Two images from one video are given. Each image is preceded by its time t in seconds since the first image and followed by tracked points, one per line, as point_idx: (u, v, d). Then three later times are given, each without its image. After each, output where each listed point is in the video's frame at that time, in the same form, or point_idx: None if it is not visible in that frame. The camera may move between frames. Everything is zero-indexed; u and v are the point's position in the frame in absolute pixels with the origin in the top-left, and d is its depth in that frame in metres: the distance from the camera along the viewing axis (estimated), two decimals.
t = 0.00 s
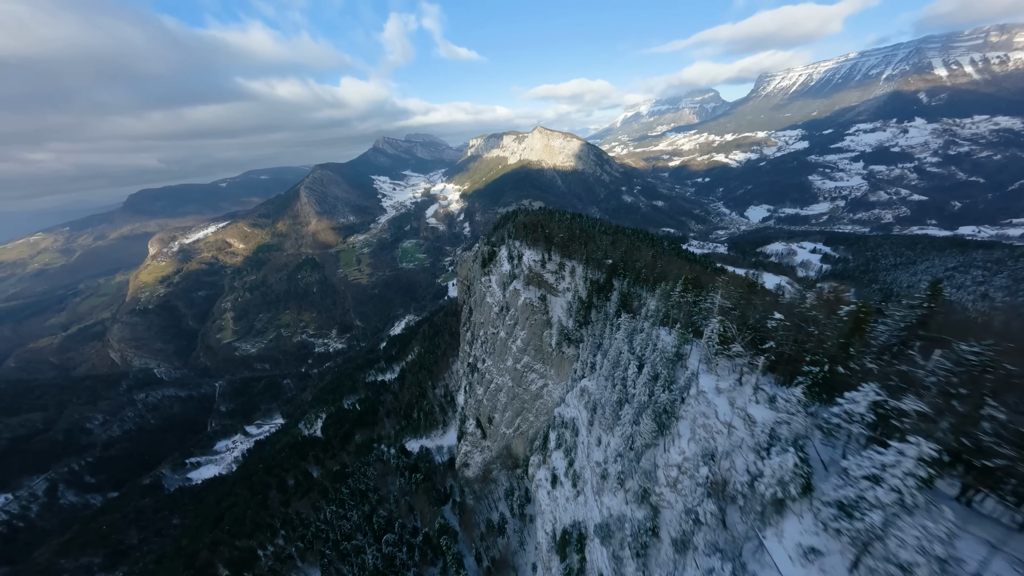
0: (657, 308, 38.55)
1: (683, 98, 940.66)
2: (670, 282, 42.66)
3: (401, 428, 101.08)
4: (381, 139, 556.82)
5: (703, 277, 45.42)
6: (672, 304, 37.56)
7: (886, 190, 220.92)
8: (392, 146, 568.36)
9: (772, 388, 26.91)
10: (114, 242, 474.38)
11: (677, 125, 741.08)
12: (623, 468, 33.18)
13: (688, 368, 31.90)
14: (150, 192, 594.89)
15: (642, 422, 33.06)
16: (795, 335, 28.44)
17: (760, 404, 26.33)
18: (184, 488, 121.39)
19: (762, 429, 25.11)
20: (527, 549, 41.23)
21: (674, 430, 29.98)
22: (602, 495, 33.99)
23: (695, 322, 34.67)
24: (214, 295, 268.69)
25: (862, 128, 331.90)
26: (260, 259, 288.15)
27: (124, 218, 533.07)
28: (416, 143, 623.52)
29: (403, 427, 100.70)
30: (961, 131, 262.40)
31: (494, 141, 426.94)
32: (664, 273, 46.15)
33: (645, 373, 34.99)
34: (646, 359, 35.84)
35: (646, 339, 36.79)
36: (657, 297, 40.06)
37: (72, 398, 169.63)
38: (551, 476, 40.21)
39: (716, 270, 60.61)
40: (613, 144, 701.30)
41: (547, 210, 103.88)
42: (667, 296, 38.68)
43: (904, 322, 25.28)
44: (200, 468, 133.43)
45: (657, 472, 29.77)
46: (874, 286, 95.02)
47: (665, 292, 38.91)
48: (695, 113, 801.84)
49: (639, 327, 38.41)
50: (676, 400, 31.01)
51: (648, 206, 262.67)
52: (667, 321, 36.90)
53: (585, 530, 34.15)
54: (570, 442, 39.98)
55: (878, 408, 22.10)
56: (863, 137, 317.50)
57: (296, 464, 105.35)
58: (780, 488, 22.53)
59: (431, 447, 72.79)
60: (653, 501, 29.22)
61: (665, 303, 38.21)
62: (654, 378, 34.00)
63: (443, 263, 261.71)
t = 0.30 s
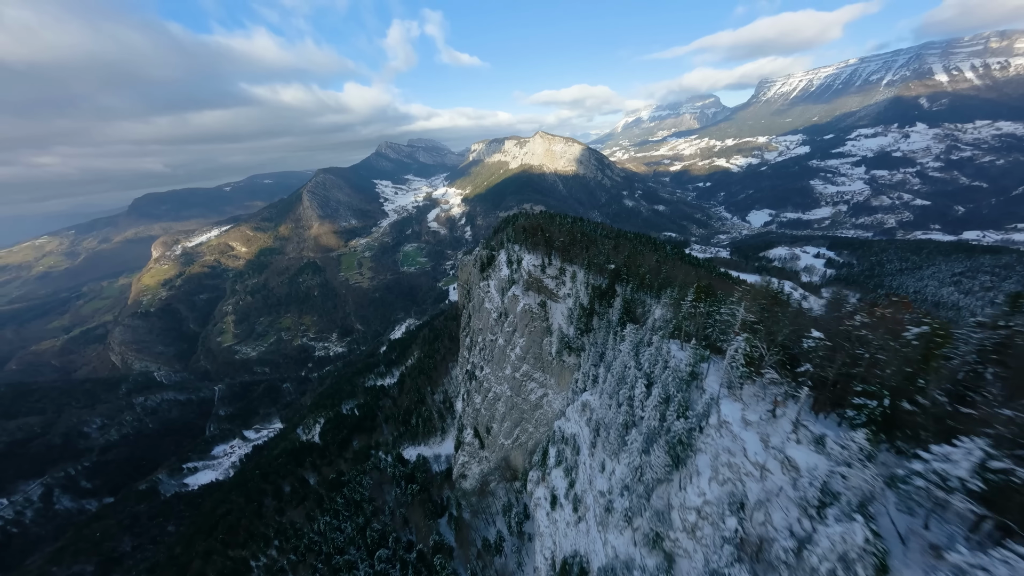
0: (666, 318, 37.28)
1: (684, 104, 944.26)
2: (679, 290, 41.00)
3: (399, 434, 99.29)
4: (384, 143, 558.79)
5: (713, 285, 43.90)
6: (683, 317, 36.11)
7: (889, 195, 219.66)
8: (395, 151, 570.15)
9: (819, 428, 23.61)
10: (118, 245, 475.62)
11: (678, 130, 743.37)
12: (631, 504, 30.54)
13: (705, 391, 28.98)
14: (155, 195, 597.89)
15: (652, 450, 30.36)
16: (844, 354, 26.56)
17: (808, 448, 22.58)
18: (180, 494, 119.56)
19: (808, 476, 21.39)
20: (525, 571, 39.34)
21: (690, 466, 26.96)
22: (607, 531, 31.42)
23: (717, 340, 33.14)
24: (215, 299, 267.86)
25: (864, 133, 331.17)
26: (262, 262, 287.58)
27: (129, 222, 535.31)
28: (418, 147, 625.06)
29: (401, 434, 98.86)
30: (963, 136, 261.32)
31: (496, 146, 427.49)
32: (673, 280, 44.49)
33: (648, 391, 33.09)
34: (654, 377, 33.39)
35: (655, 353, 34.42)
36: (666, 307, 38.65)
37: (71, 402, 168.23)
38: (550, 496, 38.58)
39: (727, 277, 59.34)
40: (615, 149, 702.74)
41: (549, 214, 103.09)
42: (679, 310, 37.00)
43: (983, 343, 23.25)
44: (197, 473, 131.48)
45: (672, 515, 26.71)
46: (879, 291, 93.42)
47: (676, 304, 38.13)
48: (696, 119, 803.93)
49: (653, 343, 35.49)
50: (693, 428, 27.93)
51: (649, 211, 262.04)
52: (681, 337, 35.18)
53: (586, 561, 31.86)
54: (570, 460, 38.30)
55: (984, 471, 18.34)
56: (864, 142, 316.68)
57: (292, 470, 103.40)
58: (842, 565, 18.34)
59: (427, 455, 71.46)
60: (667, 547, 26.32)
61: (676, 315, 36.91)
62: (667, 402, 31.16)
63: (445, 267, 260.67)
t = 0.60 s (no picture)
0: (675, 331, 35.74)
1: (685, 110, 946.48)
2: (688, 299, 39.45)
3: (398, 441, 97.40)
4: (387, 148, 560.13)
5: (723, 293, 42.36)
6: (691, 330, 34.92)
7: (891, 201, 218.22)
8: (398, 155, 571.26)
9: (892, 487, 19.65)
10: (123, 248, 475.83)
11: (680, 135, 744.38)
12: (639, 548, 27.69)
13: (729, 424, 26.16)
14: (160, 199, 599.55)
15: (666, 488, 27.56)
16: (912, 386, 23.64)
17: (876, 512, 18.67)
18: (176, 500, 117.67)
19: (886, 558, 17.08)
20: None
21: (714, 513, 23.89)
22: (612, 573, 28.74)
23: (737, 359, 30.88)
24: (217, 302, 266.45)
25: (865, 139, 330.33)
26: (265, 265, 286.36)
27: (134, 225, 536.41)
28: (421, 152, 626.79)
29: (399, 441, 96.95)
30: (966, 142, 260.17)
31: (498, 151, 427.94)
32: (681, 287, 43.03)
33: (656, 417, 30.93)
34: (665, 401, 31.03)
35: (665, 373, 32.41)
36: (674, 317, 37.42)
37: (70, 405, 166.62)
38: (550, 519, 36.73)
39: (735, 284, 57.95)
40: (617, 154, 702.74)
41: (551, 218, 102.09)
42: (692, 325, 35.52)
43: None
44: (194, 478, 130.13)
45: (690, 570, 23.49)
46: (885, 297, 91.76)
47: (687, 316, 36.77)
48: (698, 124, 805.28)
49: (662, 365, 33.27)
50: (717, 468, 24.98)
51: (651, 215, 260.92)
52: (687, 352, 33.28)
53: None
54: (571, 481, 36.53)
55: None
56: (866, 147, 315.70)
57: (288, 477, 101.54)
58: None
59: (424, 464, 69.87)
60: None
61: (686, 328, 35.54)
62: (683, 434, 28.29)
63: (446, 271, 259.13)
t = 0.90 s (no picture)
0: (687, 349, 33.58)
1: (688, 116, 948.87)
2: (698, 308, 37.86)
3: (395, 448, 95.46)
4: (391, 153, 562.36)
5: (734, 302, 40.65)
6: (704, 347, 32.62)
7: (896, 207, 216.53)
8: (402, 160, 573.52)
9: None
10: (129, 250, 477.68)
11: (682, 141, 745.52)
12: None
13: (765, 469, 21.95)
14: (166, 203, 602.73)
15: (685, 542, 23.91)
16: None
17: None
18: (171, 505, 115.83)
19: None
20: None
21: None
22: None
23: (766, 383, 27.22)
24: (220, 304, 265.58)
25: (869, 145, 329.03)
26: (268, 268, 285.89)
27: (141, 228, 539.59)
28: (424, 157, 628.72)
29: (397, 447, 95.02)
30: (971, 148, 258.53)
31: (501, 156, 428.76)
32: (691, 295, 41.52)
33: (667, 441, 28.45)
34: (680, 430, 28.27)
35: (678, 397, 29.74)
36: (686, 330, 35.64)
37: (70, 407, 165.52)
38: (548, 546, 34.67)
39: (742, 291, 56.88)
40: (619, 159, 703.34)
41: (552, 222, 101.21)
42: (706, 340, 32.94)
43: None
44: (191, 483, 128.19)
45: None
46: (893, 306, 90.01)
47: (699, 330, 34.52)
48: (700, 130, 806.76)
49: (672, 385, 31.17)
50: (751, 527, 20.77)
51: (653, 220, 259.74)
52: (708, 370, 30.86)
53: None
54: (571, 506, 34.51)
55: None
56: (869, 153, 314.29)
57: (285, 483, 99.73)
58: None
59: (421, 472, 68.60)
60: None
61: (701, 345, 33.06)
62: (705, 476, 24.75)
63: (448, 275, 258.00)
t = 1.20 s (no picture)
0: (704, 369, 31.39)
1: (691, 122, 950.39)
2: (711, 320, 36.06)
3: (393, 455, 93.51)
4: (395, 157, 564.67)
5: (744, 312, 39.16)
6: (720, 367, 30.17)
7: (902, 214, 214.18)
8: (406, 165, 575.45)
9: None
10: (136, 253, 480.10)
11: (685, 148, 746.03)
12: None
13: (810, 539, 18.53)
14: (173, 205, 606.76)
15: None
16: None
17: None
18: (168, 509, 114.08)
19: None
20: None
21: None
22: None
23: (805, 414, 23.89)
24: (224, 306, 264.91)
25: (873, 152, 327.23)
26: (272, 271, 285.50)
27: (149, 231, 543.24)
28: (428, 162, 630.86)
29: (395, 455, 93.03)
30: (977, 156, 256.23)
31: (505, 161, 429.11)
32: (699, 303, 39.96)
33: (689, 481, 25.74)
34: (699, 468, 25.89)
35: (699, 432, 27.27)
36: (704, 345, 33.50)
37: (72, 408, 164.48)
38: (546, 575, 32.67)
39: (749, 300, 55.71)
40: (622, 165, 703.77)
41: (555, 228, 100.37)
42: (725, 358, 30.27)
43: None
44: (188, 487, 126.58)
45: None
46: (903, 315, 87.96)
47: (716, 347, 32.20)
48: (703, 137, 807.45)
49: (687, 409, 29.36)
50: None
51: (656, 226, 258.23)
52: (731, 395, 28.28)
53: None
54: (571, 535, 32.50)
55: None
56: (874, 160, 312.34)
57: (282, 489, 98.02)
58: None
59: (418, 482, 67.28)
60: None
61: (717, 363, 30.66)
62: (738, 536, 21.36)
63: (451, 279, 256.72)
